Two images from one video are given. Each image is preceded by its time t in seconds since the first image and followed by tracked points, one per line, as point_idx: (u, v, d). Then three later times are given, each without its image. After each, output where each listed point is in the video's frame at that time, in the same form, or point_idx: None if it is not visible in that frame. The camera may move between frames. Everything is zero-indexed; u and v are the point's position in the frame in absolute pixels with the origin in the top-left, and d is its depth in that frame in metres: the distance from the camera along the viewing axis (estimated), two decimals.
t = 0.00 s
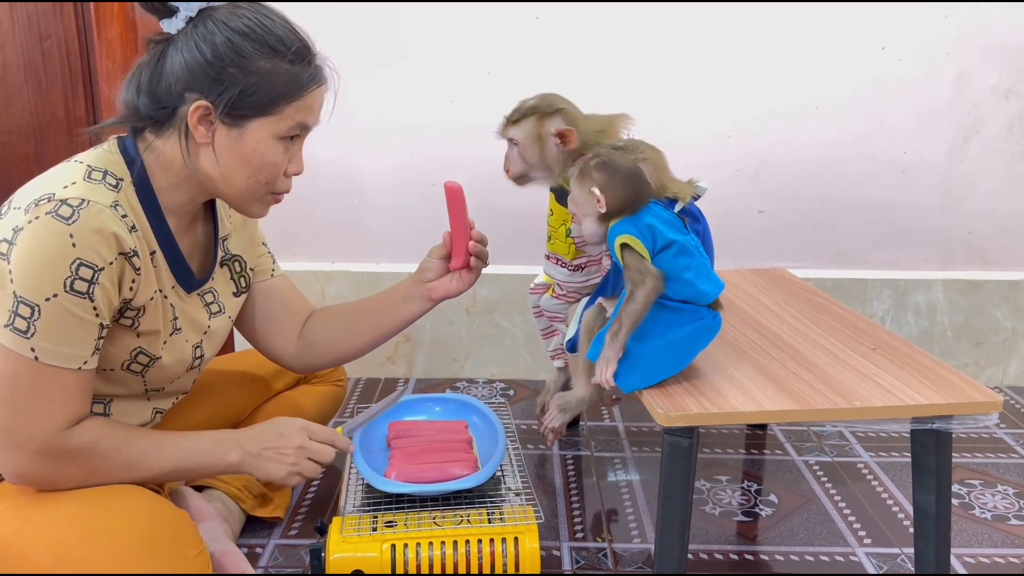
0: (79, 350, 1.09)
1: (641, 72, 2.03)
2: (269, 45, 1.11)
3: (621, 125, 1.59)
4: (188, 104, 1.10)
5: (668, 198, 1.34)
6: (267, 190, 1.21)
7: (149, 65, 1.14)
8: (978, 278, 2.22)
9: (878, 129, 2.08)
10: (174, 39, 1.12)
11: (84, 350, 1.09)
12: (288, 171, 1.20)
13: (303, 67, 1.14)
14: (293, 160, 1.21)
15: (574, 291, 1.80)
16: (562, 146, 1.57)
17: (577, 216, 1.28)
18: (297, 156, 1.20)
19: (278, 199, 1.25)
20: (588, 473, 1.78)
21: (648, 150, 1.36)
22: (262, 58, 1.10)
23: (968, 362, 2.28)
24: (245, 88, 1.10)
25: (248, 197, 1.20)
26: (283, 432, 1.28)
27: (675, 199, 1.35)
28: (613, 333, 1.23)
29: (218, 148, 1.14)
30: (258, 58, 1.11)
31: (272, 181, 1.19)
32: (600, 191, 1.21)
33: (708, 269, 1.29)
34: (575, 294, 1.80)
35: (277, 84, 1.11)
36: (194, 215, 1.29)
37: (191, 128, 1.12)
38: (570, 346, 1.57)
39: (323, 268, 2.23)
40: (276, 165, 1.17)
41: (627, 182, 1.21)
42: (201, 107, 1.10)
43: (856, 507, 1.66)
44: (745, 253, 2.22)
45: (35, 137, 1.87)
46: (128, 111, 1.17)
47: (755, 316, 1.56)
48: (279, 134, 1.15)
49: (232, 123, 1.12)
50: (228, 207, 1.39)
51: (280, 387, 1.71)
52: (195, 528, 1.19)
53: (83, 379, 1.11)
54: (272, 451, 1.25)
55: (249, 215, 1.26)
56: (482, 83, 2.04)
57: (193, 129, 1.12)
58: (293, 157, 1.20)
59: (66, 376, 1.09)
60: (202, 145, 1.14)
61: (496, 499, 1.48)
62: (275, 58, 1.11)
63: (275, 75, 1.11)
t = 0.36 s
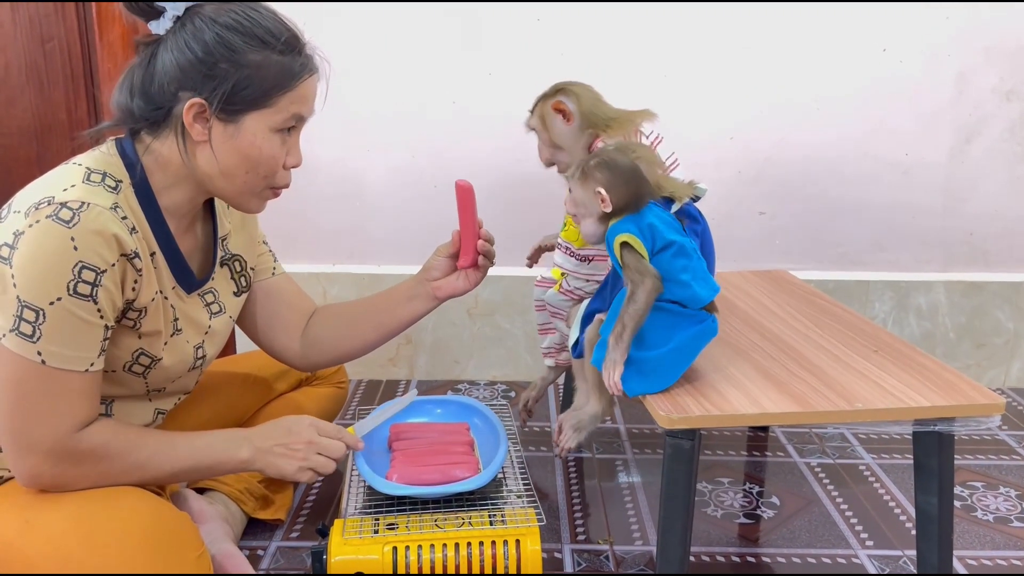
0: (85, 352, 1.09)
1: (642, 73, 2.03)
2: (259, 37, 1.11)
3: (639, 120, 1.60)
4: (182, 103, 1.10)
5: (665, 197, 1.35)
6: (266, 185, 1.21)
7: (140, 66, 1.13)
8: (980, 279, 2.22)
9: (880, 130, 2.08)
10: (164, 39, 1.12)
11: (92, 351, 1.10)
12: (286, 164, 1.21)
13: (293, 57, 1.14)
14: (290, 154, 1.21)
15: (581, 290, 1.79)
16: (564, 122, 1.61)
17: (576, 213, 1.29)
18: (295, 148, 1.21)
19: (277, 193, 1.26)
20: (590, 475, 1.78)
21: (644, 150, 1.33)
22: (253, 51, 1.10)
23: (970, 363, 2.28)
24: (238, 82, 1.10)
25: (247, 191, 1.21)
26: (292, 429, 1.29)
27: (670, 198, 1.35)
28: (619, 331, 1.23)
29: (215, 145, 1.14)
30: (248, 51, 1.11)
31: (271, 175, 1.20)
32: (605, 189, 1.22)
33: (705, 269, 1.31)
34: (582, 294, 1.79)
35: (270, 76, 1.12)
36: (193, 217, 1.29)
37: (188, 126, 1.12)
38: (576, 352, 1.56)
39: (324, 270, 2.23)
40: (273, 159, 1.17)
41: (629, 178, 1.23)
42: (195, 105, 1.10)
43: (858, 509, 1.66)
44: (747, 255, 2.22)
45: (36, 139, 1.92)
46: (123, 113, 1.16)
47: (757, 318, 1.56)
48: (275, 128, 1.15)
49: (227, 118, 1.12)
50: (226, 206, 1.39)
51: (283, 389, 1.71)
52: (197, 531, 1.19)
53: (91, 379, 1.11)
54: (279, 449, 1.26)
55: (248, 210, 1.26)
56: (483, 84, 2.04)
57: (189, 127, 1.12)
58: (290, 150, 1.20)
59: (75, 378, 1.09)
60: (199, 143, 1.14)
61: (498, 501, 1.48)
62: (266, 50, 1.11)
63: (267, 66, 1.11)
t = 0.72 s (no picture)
0: (87, 355, 1.09)
1: (645, 75, 2.03)
2: (254, 35, 1.11)
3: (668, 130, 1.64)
4: (179, 101, 1.10)
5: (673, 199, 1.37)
6: (266, 183, 1.21)
7: (137, 67, 1.14)
8: (983, 281, 2.22)
9: (883, 132, 2.08)
10: (159, 39, 1.13)
11: (92, 355, 1.10)
12: (286, 162, 1.20)
13: (289, 54, 1.14)
14: (290, 151, 1.21)
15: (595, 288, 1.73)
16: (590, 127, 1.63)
17: (588, 226, 1.29)
18: (295, 146, 1.21)
19: (278, 191, 1.25)
20: (593, 477, 1.78)
21: (654, 149, 1.36)
22: (248, 48, 1.10)
23: (974, 365, 2.28)
24: (234, 80, 1.10)
25: (246, 190, 1.20)
26: (296, 432, 1.28)
27: (679, 201, 1.38)
28: (651, 355, 1.22)
29: (213, 144, 1.14)
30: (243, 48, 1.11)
31: (270, 173, 1.19)
32: (616, 204, 1.22)
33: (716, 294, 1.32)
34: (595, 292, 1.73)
35: (266, 74, 1.11)
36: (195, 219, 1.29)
37: (184, 125, 1.12)
38: (577, 351, 1.55)
39: (326, 272, 2.23)
40: (273, 156, 1.17)
41: (642, 195, 1.21)
42: (192, 103, 1.10)
43: (861, 511, 1.66)
44: (750, 257, 2.22)
45: (39, 141, 1.88)
46: (121, 115, 1.17)
47: (760, 319, 1.56)
48: (273, 126, 1.15)
49: (223, 116, 1.12)
50: (229, 207, 1.39)
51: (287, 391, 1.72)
52: (201, 533, 1.19)
53: (93, 383, 1.11)
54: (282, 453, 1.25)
55: (248, 209, 1.26)
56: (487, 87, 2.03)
57: (186, 126, 1.12)
58: (290, 147, 1.20)
59: (76, 382, 1.09)
60: (198, 142, 1.14)
61: (501, 503, 1.48)
62: (261, 47, 1.11)
63: (263, 63, 1.11)
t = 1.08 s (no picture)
0: (87, 357, 1.09)
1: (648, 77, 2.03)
2: (250, 33, 1.11)
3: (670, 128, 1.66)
4: (177, 102, 1.10)
5: (675, 198, 1.44)
6: (266, 182, 1.21)
7: (134, 67, 1.14)
8: (986, 282, 2.21)
9: (886, 133, 2.08)
10: (155, 39, 1.12)
11: (92, 357, 1.09)
12: (285, 161, 1.20)
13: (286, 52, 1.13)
14: (289, 150, 1.20)
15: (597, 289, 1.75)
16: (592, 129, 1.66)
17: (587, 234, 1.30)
18: (293, 144, 1.20)
19: (279, 190, 1.25)
20: (596, 479, 1.78)
21: (659, 146, 1.43)
22: (244, 47, 1.10)
23: (977, 366, 2.27)
24: (230, 80, 1.09)
25: (246, 189, 1.20)
26: (298, 434, 1.28)
27: (681, 199, 1.44)
28: (629, 343, 1.22)
29: (210, 144, 1.14)
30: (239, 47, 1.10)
31: (270, 173, 1.19)
32: (605, 211, 1.23)
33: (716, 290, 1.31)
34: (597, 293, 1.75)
35: (263, 72, 1.11)
36: (195, 219, 1.29)
37: (182, 126, 1.12)
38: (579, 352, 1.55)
39: (328, 274, 2.23)
40: (271, 155, 1.17)
41: (630, 200, 1.22)
42: (189, 104, 1.10)
43: (864, 513, 1.65)
44: (752, 258, 2.22)
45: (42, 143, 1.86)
46: (119, 116, 1.17)
47: (762, 321, 1.56)
48: (270, 124, 1.15)
49: (219, 116, 1.11)
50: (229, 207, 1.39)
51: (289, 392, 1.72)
52: (202, 535, 1.19)
53: (93, 386, 1.11)
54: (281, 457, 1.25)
55: (249, 209, 1.26)
56: (489, 89, 2.02)
57: (184, 127, 1.12)
58: (288, 146, 1.20)
59: (76, 384, 1.09)
60: (195, 142, 1.14)
61: (503, 505, 1.47)
62: (257, 46, 1.11)
63: (259, 62, 1.10)
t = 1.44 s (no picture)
0: (96, 350, 1.09)
1: (650, 77, 2.03)
2: (241, 28, 1.11)
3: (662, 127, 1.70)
4: (168, 100, 1.10)
5: (677, 193, 1.44)
6: (259, 177, 1.20)
7: (128, 65, 1.14)
8: (989, 283, 2.21)
9: (888, 134, 2.07)
10: (148, 37, 1.12)
11: (101, 351, 1.10)
12: (281, 156, 1.20)
13: (277, 47, 1.13)
14: (284, 145, 1.20)
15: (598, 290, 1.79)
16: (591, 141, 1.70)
17: (568, 253, 1.36)
18: (288, 140, 1.20)
19: (269, 188, 1.25)
20: (598, 479, 1.78)
21: (664, 142, 1.42)
22: (235, 42, 1.10)
23: (981, 367, 2.26)
24: (221, 76, 1.09)
25: (238, 187, 1.20)
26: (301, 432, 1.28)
27: (683, 195, 1.45)
28: (600, 336, 1.33)
29: (203, 140, 1.13)
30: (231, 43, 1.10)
31: (264, 168, 1.19)
32: (578, 225, 1.29)
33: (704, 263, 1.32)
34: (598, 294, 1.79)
35: (254, 68, 1.11)
36: (194, 218, 1.29)
37: (175, 123, 1.12)
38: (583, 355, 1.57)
39: (330, 274, 2.23)
40: (264, 151, 1.17)
41: (601, 211, 1.29)
42: (181, 100, 1.10)
43: (868, 514, 1.65)
44: (755, 259, 2.21)
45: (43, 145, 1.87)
46: (115, 114, 1.17)
47: (764, 321, 1.55)
48: (264, 120, 1.14)
49: (212, 112, 1.11)
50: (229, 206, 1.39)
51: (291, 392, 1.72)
52: (205, 535, 1.18)
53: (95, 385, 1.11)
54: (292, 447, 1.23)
55: (243, 208, 1.25)
56: (491, 88, 2.03)
57: (177, 123, 1.12)
58: (283, 141, 1.19)
59: (87, 378, 1.09)
60: (188, 138, 1.14)
61: (505, 506, 1.47)
62: (248, 41, 1.11)
63: (250, 57, 1.10)
